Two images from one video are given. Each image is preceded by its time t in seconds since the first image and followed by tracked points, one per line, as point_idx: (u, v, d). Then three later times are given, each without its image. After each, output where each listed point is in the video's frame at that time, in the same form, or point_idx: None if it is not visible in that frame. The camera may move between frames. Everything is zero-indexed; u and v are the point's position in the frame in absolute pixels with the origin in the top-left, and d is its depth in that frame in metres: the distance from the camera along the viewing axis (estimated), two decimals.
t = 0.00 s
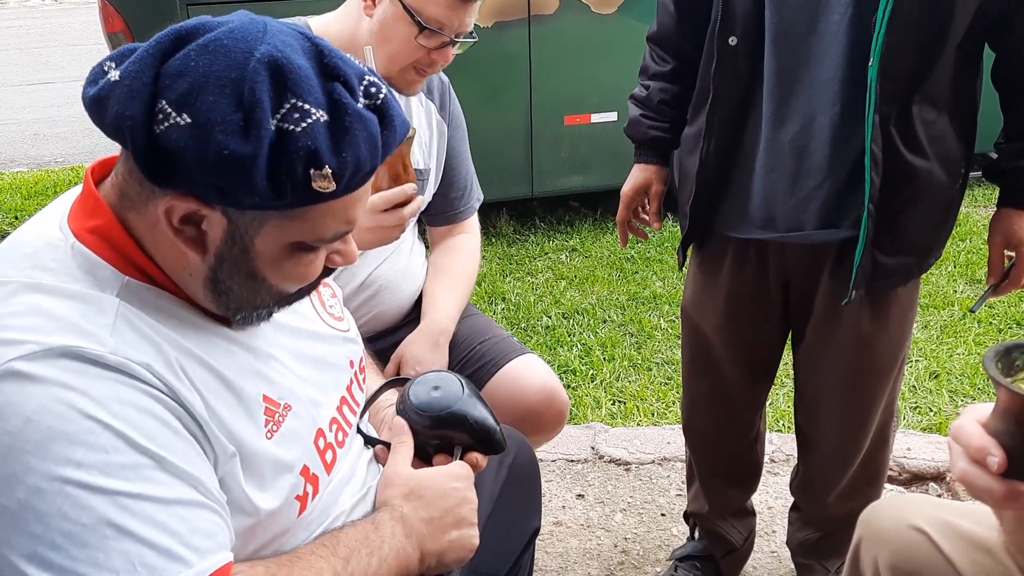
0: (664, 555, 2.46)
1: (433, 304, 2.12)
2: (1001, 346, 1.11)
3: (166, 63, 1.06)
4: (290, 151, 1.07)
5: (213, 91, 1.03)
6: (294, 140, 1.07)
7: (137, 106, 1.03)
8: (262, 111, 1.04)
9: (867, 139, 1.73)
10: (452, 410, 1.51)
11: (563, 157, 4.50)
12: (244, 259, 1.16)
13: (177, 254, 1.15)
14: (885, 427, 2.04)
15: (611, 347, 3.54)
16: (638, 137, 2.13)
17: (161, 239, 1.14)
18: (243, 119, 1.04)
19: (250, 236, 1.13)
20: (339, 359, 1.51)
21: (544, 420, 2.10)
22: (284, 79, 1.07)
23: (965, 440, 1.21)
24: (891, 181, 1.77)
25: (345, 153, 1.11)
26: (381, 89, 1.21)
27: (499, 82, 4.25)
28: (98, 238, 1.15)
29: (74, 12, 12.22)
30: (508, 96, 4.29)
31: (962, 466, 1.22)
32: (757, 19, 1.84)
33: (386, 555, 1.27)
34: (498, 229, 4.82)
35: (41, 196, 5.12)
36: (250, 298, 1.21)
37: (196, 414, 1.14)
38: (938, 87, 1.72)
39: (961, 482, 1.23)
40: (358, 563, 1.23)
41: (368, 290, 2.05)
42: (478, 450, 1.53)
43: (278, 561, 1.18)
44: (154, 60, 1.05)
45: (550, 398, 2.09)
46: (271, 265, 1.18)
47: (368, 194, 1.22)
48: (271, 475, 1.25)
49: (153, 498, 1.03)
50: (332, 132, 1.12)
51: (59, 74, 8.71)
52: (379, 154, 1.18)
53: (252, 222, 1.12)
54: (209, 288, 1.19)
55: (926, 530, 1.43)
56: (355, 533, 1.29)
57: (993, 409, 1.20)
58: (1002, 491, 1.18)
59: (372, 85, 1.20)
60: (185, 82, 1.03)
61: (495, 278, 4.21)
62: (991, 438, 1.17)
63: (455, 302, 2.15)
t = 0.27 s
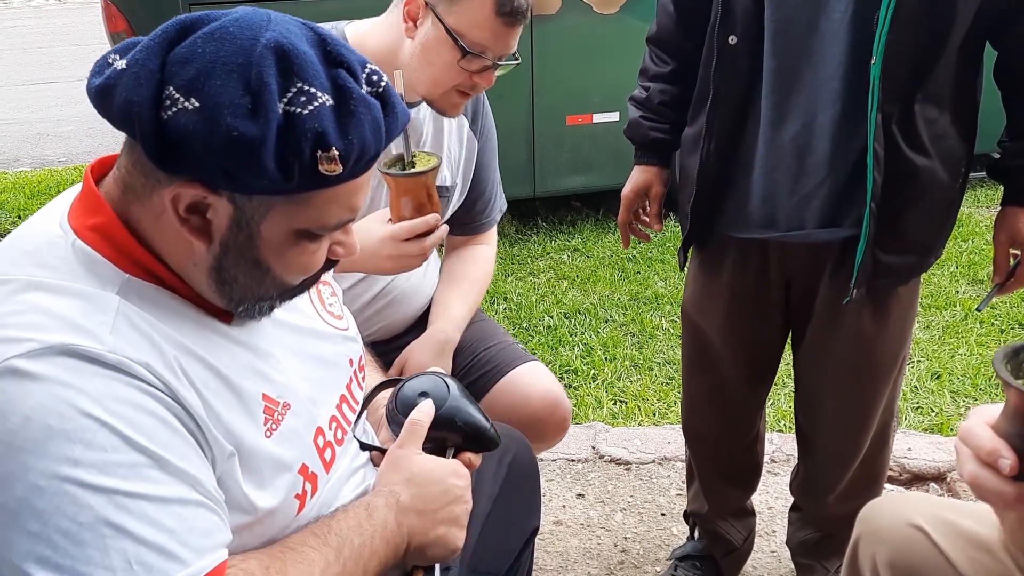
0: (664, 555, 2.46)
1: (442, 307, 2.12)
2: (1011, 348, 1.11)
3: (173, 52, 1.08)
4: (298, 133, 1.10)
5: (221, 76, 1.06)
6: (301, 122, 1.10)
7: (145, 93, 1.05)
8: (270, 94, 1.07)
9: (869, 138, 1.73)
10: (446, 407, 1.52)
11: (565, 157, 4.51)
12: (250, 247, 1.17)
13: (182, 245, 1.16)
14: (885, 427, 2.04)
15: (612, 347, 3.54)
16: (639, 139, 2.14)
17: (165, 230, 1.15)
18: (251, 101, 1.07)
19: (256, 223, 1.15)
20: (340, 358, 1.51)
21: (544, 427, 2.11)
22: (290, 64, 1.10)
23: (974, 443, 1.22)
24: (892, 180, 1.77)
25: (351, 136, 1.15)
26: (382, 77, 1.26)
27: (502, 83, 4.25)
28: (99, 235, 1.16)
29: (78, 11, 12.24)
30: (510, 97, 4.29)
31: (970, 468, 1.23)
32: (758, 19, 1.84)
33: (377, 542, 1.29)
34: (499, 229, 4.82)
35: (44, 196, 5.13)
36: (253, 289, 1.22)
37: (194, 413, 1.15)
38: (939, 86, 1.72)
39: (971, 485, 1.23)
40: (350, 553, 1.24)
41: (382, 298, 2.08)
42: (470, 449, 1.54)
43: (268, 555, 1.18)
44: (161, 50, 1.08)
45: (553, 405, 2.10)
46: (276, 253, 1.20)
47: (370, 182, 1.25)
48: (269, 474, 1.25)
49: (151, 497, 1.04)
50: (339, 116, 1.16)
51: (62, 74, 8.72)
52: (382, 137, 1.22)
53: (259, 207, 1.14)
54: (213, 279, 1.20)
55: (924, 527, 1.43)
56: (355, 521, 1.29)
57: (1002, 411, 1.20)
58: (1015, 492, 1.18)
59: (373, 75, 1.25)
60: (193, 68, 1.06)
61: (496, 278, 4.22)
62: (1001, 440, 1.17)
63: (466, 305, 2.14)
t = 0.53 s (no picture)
0: (667, 555, 2.46)
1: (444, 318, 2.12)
2: None
3: (183, 40, 1.09)
4: (312, 113, 1.11)
5: (234, 60, 1.07)
6: (314, 104, 1.11)
7: (158, 80, 1.05)
8: (283, 76, 1.08)
9: (874, 138, 1.73)
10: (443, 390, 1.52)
11: (568, 158, 4.51)
12: (262, 235, 1.17)
13: (194, 234, 1.17)
14: (890, 428, 2.04)
15: (616, 347, 3.54)
16: (644, 141, 2.13)
17: (179, 219, 1.16)
18: (265, 84, 1.08)
19: (270, 208, 1.15)
20: (348, 357, 1.51)
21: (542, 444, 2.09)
22: (300, 48, 1.12)
23: (997, 448, 1.22)
24: (896, 180, 1.77)
25: (363, 117, 1.16)
26: (387, 63, 1.28)
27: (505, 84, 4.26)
28: (108, 230, 1.17)
29: (82, 13, 12.27)
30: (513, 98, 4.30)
31: (991, 474, 1.23)
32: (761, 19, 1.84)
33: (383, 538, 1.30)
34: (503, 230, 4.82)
35: (49, 197, 5.16)
36: (265, 280, 1.22)
37: (205, 408, 1.16)
38: (945, 86, 1.72)
39: (990, 491, 1.24)
40: (356, 547, 1.25)
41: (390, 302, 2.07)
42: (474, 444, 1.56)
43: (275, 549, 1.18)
44: (172, 38, 1.09)
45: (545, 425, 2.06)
46: (288, 240, 1.19)
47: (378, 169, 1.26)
48: (278, 471, 1.25)
49: (162, 490, 1.04)
50: (349, 98, 1.17)
51: (66, 76, 8.75)
52: (391, 121, 1.23)
53: (273, 193, 1.14)
54: (225, 268, 1.20)
55: (930, 523, 1.43)
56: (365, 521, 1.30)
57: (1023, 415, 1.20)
58: None
59: (379, 61, 1.27)
60: (205, 54, 1.07)
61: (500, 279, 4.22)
62: None
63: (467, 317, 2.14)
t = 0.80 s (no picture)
0: (670, 556, 2.46)
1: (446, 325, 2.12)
2: None
3: (209, 31, 1.11)
4: (343, 93, 1.15)
5: (266, 44, 1.10)
6: (344, 84, 1.15)
7: (190, 67, 1.07)
8: (314, 58, 1.12)
9: (878, 140, 1.73)
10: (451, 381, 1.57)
11: (571, 158, 4.51)
12: (289, 221, 1.19)
13: (219, 220, 1.18)
14: (893, 430, 2.04)
15: (618, 348, 3.54)
16: (650, 142, 2.14)
17: (205, 210, 1.17)
18: (297, 66, 1.11)
19: (301, 190, 1.17)
20: (354, 362, 1.50)
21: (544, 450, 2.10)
22: (325, 34, 1.16)
23: None
24: (900, 182, 1.77)
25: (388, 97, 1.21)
26: (399, 53, 1.34)
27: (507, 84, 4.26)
28: (120, 231, 1.18)
29: (85, 13, 12.29)
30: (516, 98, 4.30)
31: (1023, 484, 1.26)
32: (765, 20, 1.84)
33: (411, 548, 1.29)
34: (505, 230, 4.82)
35: (52, 197, 5.17)
36: (291, 267, 1.24)
37: (213, 410, 1.16)
38: (949, 88, 1.72)
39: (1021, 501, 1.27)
40: (383, 562, 1.24)
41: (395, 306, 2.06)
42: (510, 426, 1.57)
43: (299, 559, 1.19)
44: (198, 29, 1.10)
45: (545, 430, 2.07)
46: (317, 225, 1.22)
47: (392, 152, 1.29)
48: (286, 472, 1.26)
49: (170, 493, 1.04)
50: (372, 79, 1.22)
51: (70, 76, 8.77)
52: (410, 104, 1.28)
53: (302, 176, 1.17)
54: (251, 256, 1.21)
55: (935, 522, 1.43)
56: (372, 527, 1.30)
57: None
58: None
59: (392, 49, 1.32)
60: (235, 41, 1.09)
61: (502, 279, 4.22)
62: None
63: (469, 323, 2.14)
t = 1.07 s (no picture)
0: (673, 557, 2.45)
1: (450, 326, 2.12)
2: None
3: (220, 13, 1.12)
4: (355, 64, 1.16)
5: (279, 19, 1.11)
6: (355, 57, 1.17)
7: (205, 43, 1.07)
8: (326, 32, 1.14)
9: (883, 140, 1.72)
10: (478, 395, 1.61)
11: (573, 158, 4.50)
12: (302, 199, 1.19)
13: (234, 202, 1.17)
14: (897, 431, 2.03)
15: (620, 348, 3.54)
16: (656, 143, 2.13)
17: (216, 190, 1.16)
18: (310, 40, 1.13)
19: (317, 163, 1.17)
20: (358, 363, 1.49)
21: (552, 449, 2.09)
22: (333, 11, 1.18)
23: None
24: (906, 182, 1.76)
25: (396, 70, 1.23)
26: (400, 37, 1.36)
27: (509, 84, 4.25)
28: (127, 225, 1.18)
29: (87, 13, 12.29)
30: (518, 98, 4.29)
31: None
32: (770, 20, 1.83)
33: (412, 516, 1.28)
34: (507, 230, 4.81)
35: (54, 196, 5.17)
36: (305, 250, 1.23)
37: (221, 404, 1.15)
38: (955, 88, 1.71)
39: None
40: (386, 531, 1.24)
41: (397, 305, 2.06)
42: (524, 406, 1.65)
43: (301, 537, 1.18)
44: (210, 11, 1.11)
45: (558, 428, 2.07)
46: (331, 203, 1.21)
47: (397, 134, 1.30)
48: (291, 468, 1.25)
49: (179, 487, 1.03)
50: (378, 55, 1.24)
51: (71, 75, 8.77)
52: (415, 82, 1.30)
53: (317, 151, 1.16)
54: (265, 238, 1.21)
55: (941, 521, 1.43)
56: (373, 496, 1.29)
57: None
58: None
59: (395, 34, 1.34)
60: (248, 18, 1.10)
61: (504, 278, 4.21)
62: None
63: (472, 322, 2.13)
